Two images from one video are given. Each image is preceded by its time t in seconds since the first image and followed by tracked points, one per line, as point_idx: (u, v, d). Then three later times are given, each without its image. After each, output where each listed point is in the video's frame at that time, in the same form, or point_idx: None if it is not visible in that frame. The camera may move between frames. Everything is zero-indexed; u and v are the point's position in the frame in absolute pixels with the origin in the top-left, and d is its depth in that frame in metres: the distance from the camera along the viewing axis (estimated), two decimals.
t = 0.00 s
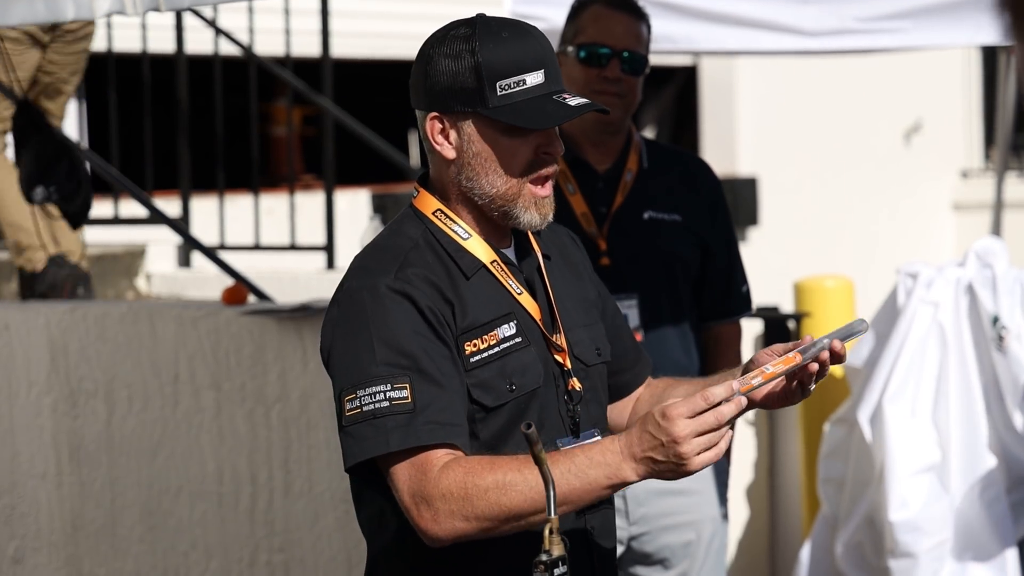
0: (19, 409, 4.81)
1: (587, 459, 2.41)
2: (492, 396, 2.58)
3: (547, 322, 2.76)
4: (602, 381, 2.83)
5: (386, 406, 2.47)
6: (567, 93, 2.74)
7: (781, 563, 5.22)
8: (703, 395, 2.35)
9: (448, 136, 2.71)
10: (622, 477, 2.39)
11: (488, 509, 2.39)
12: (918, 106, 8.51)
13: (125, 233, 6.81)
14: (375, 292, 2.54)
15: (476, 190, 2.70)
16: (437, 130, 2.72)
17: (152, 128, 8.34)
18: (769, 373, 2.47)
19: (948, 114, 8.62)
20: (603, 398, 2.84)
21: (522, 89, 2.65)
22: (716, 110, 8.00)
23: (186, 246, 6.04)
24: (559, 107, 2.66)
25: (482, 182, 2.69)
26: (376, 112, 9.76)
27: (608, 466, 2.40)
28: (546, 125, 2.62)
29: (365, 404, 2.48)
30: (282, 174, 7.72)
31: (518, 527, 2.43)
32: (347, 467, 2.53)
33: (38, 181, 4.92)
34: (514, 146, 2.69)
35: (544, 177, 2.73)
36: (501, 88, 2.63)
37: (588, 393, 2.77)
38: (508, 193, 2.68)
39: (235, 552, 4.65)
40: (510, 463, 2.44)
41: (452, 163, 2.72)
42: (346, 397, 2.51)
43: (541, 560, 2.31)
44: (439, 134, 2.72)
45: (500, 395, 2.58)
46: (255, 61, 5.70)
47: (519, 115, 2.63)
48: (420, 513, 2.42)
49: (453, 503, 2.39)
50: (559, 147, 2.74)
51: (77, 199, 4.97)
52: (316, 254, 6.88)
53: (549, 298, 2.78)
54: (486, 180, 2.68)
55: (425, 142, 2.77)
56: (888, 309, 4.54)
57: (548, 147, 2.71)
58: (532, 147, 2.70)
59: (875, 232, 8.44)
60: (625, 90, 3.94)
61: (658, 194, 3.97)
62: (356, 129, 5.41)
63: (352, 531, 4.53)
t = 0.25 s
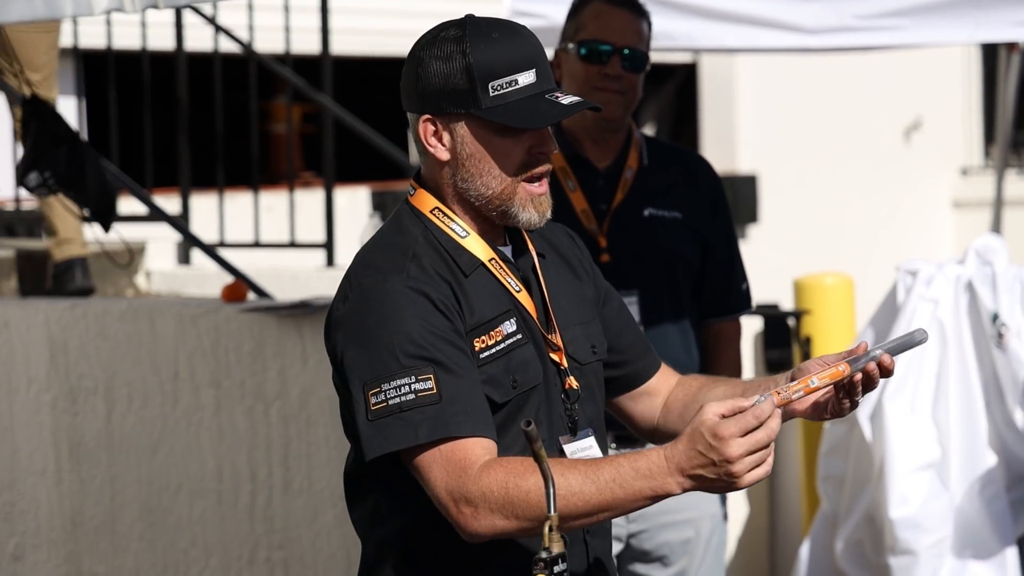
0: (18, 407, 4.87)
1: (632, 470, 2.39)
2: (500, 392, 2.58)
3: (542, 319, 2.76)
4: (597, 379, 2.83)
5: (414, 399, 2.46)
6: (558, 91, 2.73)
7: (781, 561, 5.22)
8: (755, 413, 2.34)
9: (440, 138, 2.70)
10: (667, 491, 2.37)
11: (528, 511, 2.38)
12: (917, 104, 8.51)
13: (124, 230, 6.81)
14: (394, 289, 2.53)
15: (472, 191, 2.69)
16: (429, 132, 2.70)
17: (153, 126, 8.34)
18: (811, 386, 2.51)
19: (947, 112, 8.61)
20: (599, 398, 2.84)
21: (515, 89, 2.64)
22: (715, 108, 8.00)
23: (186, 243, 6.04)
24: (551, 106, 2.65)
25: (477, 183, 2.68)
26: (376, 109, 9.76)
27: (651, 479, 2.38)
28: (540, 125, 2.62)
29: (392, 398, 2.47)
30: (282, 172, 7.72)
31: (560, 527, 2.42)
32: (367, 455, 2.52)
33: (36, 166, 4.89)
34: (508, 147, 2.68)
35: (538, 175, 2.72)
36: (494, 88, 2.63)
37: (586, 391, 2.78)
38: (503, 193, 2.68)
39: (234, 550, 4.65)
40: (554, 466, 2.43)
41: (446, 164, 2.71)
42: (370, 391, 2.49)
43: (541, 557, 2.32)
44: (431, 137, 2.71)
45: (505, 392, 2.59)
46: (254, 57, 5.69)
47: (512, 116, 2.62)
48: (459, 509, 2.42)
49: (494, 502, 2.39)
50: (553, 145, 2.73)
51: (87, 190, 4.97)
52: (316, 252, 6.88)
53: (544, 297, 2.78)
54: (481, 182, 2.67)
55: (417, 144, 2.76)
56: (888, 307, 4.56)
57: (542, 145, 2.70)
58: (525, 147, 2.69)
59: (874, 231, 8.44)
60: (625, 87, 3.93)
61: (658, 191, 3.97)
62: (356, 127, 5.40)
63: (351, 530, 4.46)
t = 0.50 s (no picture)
0: (19, 402, 4.86)
1: (639, 447, 2.42)
2: (501, 389, 2.59)
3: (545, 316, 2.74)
4: (598, 377, 2.82)
5: (419, 395, 2.47)
6: (594, 110, 2.72)
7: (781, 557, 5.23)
8: (761, 380, 2.42)
9: (471, 142, 2.65)
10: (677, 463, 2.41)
11: (537, 497, 2.39)
12: (917, 99, 8.50)
13: (124, 226, 6.81)
14: (395, 285, 2.53)
15: (493, 198, 2.67)
16: (460, 134, 2.65)
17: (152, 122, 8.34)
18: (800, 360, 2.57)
19: (947, 108, 8.61)
20: (598, 396, 2.83)
21: (554, 105, 2.62)
22: (715, 104, 7.99)
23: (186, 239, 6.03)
24: (590, 129, 2.64)
25: (501, 190, 2.66)
26: (375, 105, 9.74)
27: (657, 453, 2.41)
28: (581, 147, 2.61)
29: (398, 395, 2.48)
30: (281, 168, 7.72)
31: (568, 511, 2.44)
32: (373, 453, 2.53)
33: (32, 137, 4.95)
34: (539, 160, 2.65)
35: (559, 189, 2.71)
36: (535, 102, 2.60)
37: (586, 388, 2.77)
38: (524, 204, 2.66)
39: (234, 545, 4.65)
40: (559, 449, 2.44)
41: (469, 168, 2.67)
42: (375, 388, 2.51)
43: (540, 552, 2.32)
44: (462, 139, 2.66)
45: (508, 389, 2.60)
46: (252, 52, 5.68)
47: (553, 132, 2.60)
48: (468, 502, 2.42)
49: (502, 491, 2.40)
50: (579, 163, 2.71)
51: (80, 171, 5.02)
52: (315, 247, 6.88)
53: (547, 294, 2.77)
54: (505, 191, 2.66)
55: (442, 141, 2.70)
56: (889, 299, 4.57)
57: (569, 162, 2.68)
58: (554, 162, 2.67)
59: (874, 227, 8.45)
60: (625, 83, 3.95)
61: (657, 186, 3.97)
62: (355, 122, 5.39)
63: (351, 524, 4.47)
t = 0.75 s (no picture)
0: (19, 397, 4.89)
1: (627, 439, 2.41)
2: (506, 387, 2.59)
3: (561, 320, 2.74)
4: (610, 386, 2.81)
5: (422, 385, 2.47)
6: (626, 115, 2.73)
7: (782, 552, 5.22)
8: (752, 380, 2.37)
9: (503, 142, 2.65)
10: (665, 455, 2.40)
11: (529, 491, 2.39)
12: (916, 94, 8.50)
13: (124, 220, 6.82)
14: (407, 273, 2.53)
15: (522, 198, 2.67)
16: (493, 133, 2.65)
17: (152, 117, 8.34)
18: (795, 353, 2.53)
19: (947, 103, 8.61)
20: (610, 402, 2.82)
21: (587, 109, 2.63)
22: (714, 98, 7.99)
23: (186, 233, 6.03)
24: (623, 134, 2.65)
25: (531, 189, 2.66)
26: (375, 99, 9.75)
27: (645, 446, 2.40)
28: (614, 151, 2.61)
29: (399, 381, 2.49)
30: (282, 162, 7.73)
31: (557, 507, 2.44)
32: (371, 438, 2.53)
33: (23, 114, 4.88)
34: (570, 162, 2.66)
35: (587, 191, 2.71)
36: (570, 104, 2.61)
37: (596, 394, 2.77)
38: (553, 204, 2.66)
39: (235, 539, 4.65)
40: (551, 441, 2.44)
41: (500, 167, 2.67)
42: (379, 373, 2.51)
43: (540, 545, 2.32)
44: (493, 138, 2.65)
45: (513, 386, 2.60)
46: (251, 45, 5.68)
47: (587, 135, 2.61)
48: (460, 496, 2.42)
49: (494, 485, 2.40)
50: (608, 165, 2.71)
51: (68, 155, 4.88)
52: (315, 241, 6.88)
53: (566, 296, 2.76)
54: (535, 191, 2.65)
55: (473, 138, 2.70)
56: (890, 286, 4.56)
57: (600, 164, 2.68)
58: (585, 164, 2.67)
59: (874, 222, 8.44)
60: (625, 77, 3.94)
61: (657, 179, 3.98)
62: (355, 115, 5.39)
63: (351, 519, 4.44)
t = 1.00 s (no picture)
0: (21, 388, 4.88)
1: (616, 440, 2.39)
2: (515, 379, 2.57)
3: (588, 325, 2.70)
4: (632, 398, 2.77)
5: (429, 363, 2.47)
6: (672, 112, 2.69)
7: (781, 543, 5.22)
8: (745, 392, 2.36)
9: (550, 141, 2.63)
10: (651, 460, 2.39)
11: (515, 481, 2.40)
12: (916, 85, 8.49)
13: (123, 212, 6.82)
14: (434, 253, 2.54)
15: (568, 195, 2.65)
16: (540, 133, 2.62)
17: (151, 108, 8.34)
18: (792, 367, 2.52)
19: (946, 95, 8.61)
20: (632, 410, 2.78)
21: (634, 108, 2.59)
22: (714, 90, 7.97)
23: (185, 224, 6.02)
24: (671, 133, 2.61)
25: (577, 187, 2.64)
26: (375, 92, 9.74)
27: (633, 448, 2.39)
28: (659, 150, 2.58)
29: (409, 354, 2.49)
30: (281, 154, 7.72)
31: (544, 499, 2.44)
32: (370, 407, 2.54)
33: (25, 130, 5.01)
34: (616, 160, 2.63)
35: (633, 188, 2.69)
36: (616, 104, 2.57)
37: (616, 403, 2.72)
38: (598, 202, 2.64)
39: (235, 530, 4.65)
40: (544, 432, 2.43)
41: (546, 165, 2.65)
42: (392, 345, 2.51)
43: (541, 536, 2.31)
44: (541, 137, 2.63)
45: (524, 380, 2.58)
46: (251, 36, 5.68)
47: (635, 134, 2.58)
48: (447, 479, 2.43)
49: (481, 473, 2.41)
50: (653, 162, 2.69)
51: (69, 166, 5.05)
52: (315, 233, 6.88)
53: (597, 302, 2.72)
54: (580, 189, 2.64)
55: (519, 136, 2.68)
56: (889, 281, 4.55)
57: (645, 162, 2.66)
58: (631, 162, 2.65)
59: (874, 214, 8.44)
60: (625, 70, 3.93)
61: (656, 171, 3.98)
62: (355, 107, 5.39)
63: (352, 509, 4.45)
